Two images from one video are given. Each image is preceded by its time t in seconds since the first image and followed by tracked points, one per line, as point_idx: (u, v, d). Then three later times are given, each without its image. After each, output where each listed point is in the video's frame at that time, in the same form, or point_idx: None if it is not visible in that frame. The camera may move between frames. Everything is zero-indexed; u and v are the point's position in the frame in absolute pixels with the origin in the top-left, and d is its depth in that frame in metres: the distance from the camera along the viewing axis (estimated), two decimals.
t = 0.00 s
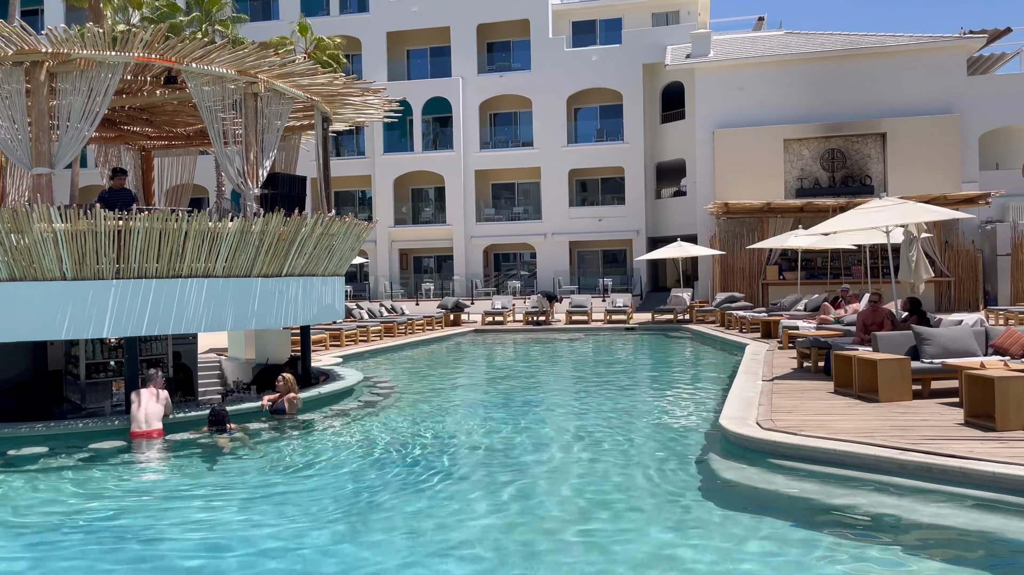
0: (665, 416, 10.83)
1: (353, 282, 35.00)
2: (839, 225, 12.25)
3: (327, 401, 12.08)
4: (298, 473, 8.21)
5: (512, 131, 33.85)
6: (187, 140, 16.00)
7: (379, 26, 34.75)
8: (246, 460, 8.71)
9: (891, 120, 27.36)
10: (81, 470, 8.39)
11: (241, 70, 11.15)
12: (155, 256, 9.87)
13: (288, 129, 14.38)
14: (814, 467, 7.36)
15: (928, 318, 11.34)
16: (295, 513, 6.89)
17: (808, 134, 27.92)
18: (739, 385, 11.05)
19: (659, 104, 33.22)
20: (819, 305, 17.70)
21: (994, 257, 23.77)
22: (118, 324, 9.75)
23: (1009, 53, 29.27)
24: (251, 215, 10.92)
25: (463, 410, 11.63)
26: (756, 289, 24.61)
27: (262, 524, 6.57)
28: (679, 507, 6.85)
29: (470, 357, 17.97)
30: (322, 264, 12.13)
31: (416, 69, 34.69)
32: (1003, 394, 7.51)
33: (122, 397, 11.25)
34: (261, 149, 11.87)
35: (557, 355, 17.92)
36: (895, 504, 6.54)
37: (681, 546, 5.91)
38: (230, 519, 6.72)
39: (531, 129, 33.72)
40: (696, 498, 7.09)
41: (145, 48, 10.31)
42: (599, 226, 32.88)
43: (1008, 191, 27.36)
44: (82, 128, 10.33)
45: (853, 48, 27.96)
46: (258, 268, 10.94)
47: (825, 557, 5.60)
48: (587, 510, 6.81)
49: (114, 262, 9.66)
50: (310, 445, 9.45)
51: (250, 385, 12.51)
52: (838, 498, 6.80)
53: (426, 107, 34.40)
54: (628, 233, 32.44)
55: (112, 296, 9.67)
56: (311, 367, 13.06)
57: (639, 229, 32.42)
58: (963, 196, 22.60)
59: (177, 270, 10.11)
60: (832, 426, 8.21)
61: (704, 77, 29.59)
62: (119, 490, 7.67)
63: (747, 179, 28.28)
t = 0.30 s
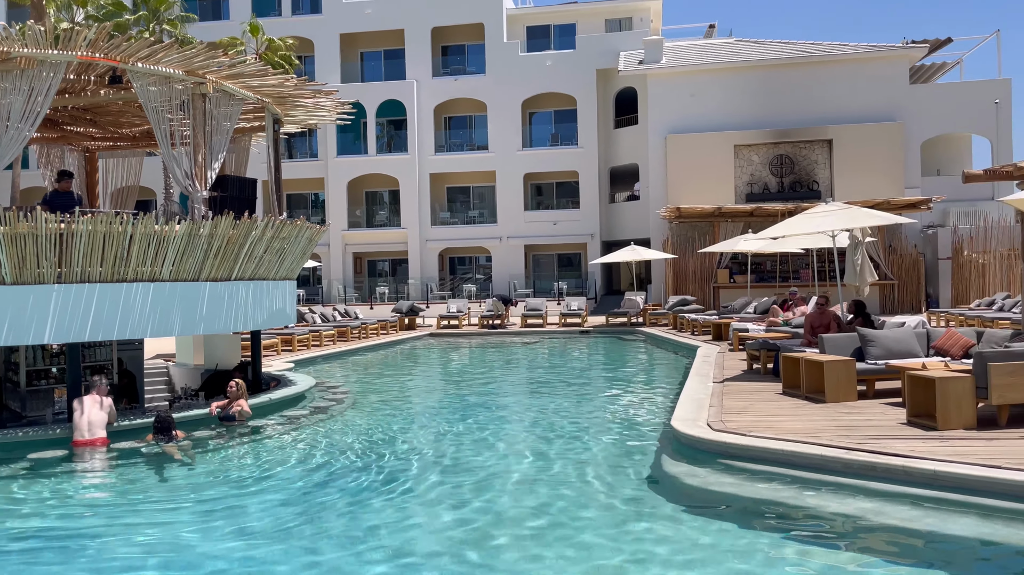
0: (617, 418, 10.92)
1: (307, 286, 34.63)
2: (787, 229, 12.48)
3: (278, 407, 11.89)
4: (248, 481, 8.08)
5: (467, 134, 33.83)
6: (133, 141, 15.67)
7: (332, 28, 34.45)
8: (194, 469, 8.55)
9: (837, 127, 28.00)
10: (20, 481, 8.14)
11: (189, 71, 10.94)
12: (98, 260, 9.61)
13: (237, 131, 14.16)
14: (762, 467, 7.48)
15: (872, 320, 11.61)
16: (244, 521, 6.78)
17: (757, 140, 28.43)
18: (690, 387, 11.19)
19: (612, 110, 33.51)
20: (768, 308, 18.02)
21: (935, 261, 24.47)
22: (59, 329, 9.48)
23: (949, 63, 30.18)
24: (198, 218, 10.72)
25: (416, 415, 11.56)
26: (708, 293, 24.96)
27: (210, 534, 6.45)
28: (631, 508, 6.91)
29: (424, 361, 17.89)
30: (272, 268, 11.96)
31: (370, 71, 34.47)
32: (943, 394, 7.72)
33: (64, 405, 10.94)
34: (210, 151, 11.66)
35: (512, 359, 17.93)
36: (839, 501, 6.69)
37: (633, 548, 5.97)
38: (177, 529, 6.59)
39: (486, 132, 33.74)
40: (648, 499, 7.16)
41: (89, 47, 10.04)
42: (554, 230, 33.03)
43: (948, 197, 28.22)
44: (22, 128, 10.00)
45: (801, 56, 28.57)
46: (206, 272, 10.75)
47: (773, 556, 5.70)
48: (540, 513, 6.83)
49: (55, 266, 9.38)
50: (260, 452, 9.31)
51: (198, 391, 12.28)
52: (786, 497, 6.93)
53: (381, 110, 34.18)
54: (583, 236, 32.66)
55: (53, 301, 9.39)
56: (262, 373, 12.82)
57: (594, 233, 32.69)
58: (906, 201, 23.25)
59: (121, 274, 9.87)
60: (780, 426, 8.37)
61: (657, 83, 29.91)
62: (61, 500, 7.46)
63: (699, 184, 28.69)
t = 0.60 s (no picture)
0: (572, 423, 10.93)
1: (259, 291, 34.13)
2: (738, 235, 12.66)
3: (227, 415, 11.67)
4: (197, 491, 7.89)
5: (422, 139, 33.72)
6: (77, 142, 15.27)
7: (285, 30, 34.03)
8: (141, 479, 8.33)
9: (787, 134, 28.54)
10: None
11: (135, 72, 10.69)
12: (40, 265, 9.30)
13: (186, 133, 13.90)
14: (713, 470, 7.56)
15: (821, 324, 11.83)
16: (193, 533, 6.63)
17: (710, 147, 28.84)
18: (643, 391, 11.26)
19: (568, 116, 33.69)
20: (720, 312, 18.27)
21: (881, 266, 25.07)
22: None
23: (894, 73, 30.98)
24: (144, 222, 10.46)
25: (370, 421, 11.44)
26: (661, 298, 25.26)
27: (157, 547, 6.28)
28: (585, 513, 6.91)
29: (378, 367, 17.73)
30: (222, 273, 11.75)
31: (324, 74, 34.14)
32: (889, 396, 7.90)
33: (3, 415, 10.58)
34: (157, 154, 11.40)
35: (468, 364, 17.87)
36: (788, 503, 6.78)
37: (589, 552, 5.98)
38: (121, 542, 6.40)
39: (441, 137, 33.64)
40: (603, 504, 7.18)
41: (30, 46, 9.73)
42: (510, 235, 33.07)
43: (893, 204, 28.95)
44: None
45: (751, 65, 29.07)
46: (153, 278, 10.49)
47: (726, 557, 5.76)
48: (495, 520, 6.80)
49: None
50: (209, 461, 9.12)
51: (144, 400, 12.02)
52: (737, 499, 7.02)
53: (335, 113, 33.86)
54: (539, 242, 32.77)
55: None
56: (210, 381, 12.61)
57: (549, 238, 32.81)
58: (853, 208, 23.79)
59: (63, 280, 9.56)
60: (730, 429, 8.46)
61: (612, 89, 30.15)
62: None
63: (653, 190, 28.97)
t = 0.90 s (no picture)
0: (532, 429, 10.95)
1: (215, 297, 33.61)
2: (694, 241, 12.81)
3: (180, 423, 11.47)
4: (148, 501, 7.73)
5: (382, 143, 33.56)
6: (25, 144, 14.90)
7: (242, 33, 33.60)
8: (89, 490, 8.14)
9: (744, 142, 29.00)
10: None
11: (85, 73, 10.47)
12: None
13: (138, 136, 13.65)
14: (669, 474, 7.63)
15: (775, 329, 12.02)
16: (143, 544, 6.49)
17: (668, 154, 29.17)
18: (602, 396, 11.33)
19: (528, 122, 33.81)
20: (678, 317, 18.47)
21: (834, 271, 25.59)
22: None
23: (846, 83, 31.67)
24: (93, 226, 10.23)
25: (327, 428, 11.32)
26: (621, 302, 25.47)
27: (106, 559, 6.14)
28: (545, 519, 6.91)
29: (337, 373, 17.57)
30: (175, 278, 11.55)
31: (282, 77, 33.79)
32: (840, 400, 8.06)
33: None
34: (108, 157, 11.17)
35: (428, 370, 17.80)
36: (742, 505, 6.88)
37: (546, 557, 5.99)
38: (68, 555, 6.24)
39: (401, 141, 33.52)
40: (560, 508, 7.21)
41: None
42: (471, 240, 33.05)
43: (846, 210, 29.60)
44: None
45: (707, 73, 29.48)
46: (103, 283, 10.26)
47: (681, 559, 5.83)
48: (453, 526, 6.79)
49: None
50: (161, 471, 8.94)
51: (94, 408, 11.77)
52: (692, 502, 7.10)
53: (293, 117, 33.52)
54: (499, 247, 32.82)
55: None
56: (163, 388, 12.40)
57: (510, 243, 32.87)
58: (807, 214, 24.24)
59: (10, 285, 9.30)
60: (687, 433, 8.54)
61: (572, 95, 30.32)
62: None
63: (613, 196, 29.20)
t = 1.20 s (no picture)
0: (499, 434, 10.92)
1: (177, 302, 33.05)
2: (659, 246, 12.90)
3: (140, 431, 11.26)
4: (107, 511, 7.58)
5: (348, 147, 33.31)
6: None
7: (204, 35, 33.19)
8: (46, 501, 7.95)
9: (708, 148, 29.32)
10: None
11: (43, 75, 10.26)
12: None
13: (97, 139, 13.42)
14: (634, 478, 7.67)
15: (739, 333, 12.14)
16: (101, 555, 6.36)
17: (634, 160, 29.41)
18: (568, 401, 11.35)
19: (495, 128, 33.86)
20: (644, 322, 18.59)
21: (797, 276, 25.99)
22: None
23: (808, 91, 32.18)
24: (50, 230, 10.01)
25: (292, 435, 11.20)
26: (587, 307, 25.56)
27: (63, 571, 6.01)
28: (511, 524, 6.91)
29: (302, 380, 17.38)
30: (134, 284, 11.36)
31: (246, 80, 33.43)
32: (801, 403, 8.16)
33: None
34: (66, 160, 10.95)
35: (394, 375, 17.67)
36: (707, 508, 6.94)
37: (513, 563, 5.99)
38: (24, 568, 6.09)
39: (368, 146, 33.32)
40: (527, 514, 7.21)
41: None
42: (438, 245, 32.96)
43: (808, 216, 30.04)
44: None
45: (672, 80, 29.76)
46: (60, 288, 10.04)
47: (647, 563, 5.86)
48: (419, 533, 6.75)
49: None
50: (121, 480, 8.77)
51: (51, 417, 11.51)
52: (657, 505, 7.14)
53: (257, 120, 33.19)
54: (467, 252, 32.77)
55: None
56: (122, 396, 12.17)
57: (477, 248, 32.83)
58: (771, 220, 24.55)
59: None
60: (652, 437, 8.59)
61: (539, 100, 30.42)
62: None
63: (580, 202, 29.33)
